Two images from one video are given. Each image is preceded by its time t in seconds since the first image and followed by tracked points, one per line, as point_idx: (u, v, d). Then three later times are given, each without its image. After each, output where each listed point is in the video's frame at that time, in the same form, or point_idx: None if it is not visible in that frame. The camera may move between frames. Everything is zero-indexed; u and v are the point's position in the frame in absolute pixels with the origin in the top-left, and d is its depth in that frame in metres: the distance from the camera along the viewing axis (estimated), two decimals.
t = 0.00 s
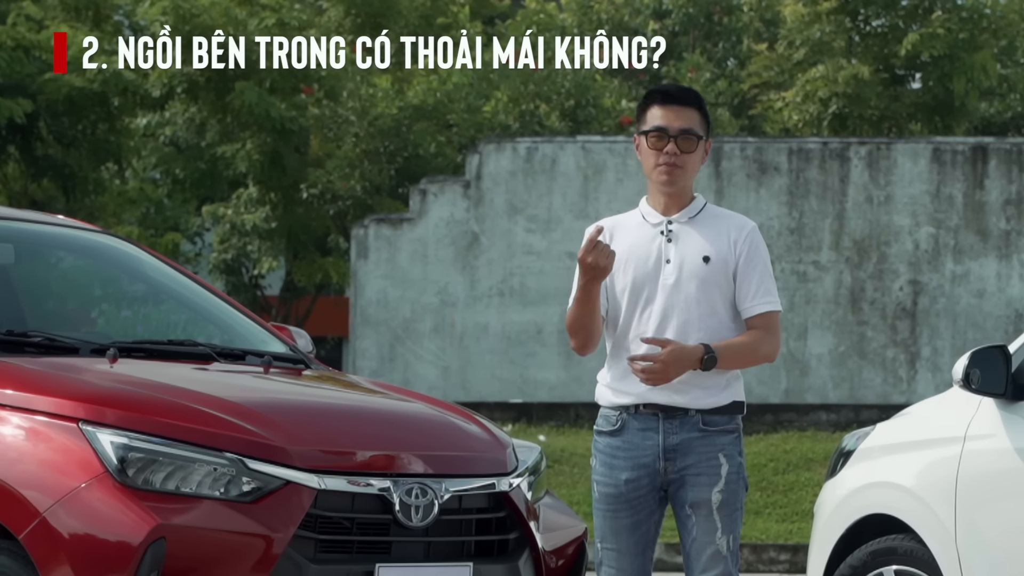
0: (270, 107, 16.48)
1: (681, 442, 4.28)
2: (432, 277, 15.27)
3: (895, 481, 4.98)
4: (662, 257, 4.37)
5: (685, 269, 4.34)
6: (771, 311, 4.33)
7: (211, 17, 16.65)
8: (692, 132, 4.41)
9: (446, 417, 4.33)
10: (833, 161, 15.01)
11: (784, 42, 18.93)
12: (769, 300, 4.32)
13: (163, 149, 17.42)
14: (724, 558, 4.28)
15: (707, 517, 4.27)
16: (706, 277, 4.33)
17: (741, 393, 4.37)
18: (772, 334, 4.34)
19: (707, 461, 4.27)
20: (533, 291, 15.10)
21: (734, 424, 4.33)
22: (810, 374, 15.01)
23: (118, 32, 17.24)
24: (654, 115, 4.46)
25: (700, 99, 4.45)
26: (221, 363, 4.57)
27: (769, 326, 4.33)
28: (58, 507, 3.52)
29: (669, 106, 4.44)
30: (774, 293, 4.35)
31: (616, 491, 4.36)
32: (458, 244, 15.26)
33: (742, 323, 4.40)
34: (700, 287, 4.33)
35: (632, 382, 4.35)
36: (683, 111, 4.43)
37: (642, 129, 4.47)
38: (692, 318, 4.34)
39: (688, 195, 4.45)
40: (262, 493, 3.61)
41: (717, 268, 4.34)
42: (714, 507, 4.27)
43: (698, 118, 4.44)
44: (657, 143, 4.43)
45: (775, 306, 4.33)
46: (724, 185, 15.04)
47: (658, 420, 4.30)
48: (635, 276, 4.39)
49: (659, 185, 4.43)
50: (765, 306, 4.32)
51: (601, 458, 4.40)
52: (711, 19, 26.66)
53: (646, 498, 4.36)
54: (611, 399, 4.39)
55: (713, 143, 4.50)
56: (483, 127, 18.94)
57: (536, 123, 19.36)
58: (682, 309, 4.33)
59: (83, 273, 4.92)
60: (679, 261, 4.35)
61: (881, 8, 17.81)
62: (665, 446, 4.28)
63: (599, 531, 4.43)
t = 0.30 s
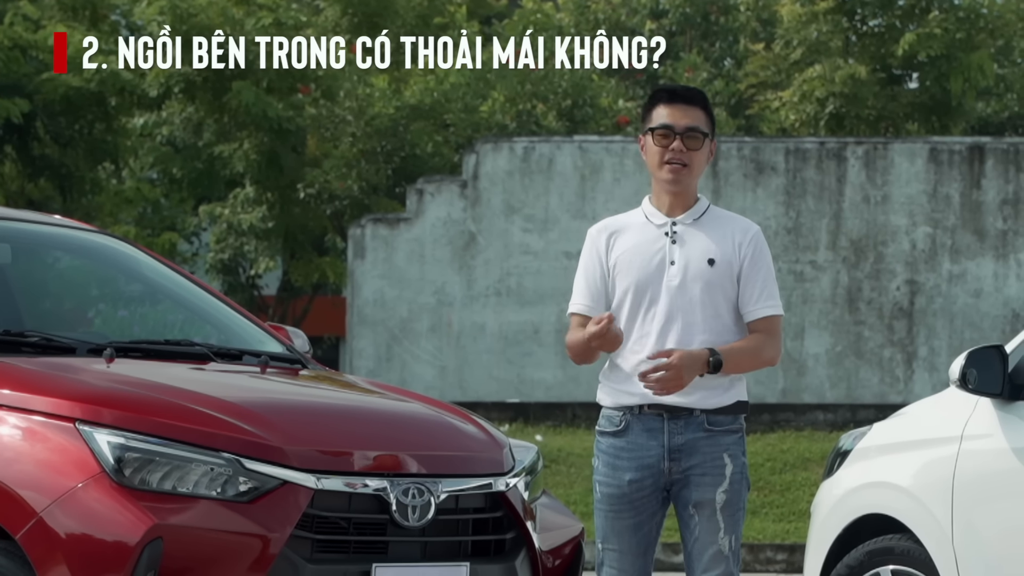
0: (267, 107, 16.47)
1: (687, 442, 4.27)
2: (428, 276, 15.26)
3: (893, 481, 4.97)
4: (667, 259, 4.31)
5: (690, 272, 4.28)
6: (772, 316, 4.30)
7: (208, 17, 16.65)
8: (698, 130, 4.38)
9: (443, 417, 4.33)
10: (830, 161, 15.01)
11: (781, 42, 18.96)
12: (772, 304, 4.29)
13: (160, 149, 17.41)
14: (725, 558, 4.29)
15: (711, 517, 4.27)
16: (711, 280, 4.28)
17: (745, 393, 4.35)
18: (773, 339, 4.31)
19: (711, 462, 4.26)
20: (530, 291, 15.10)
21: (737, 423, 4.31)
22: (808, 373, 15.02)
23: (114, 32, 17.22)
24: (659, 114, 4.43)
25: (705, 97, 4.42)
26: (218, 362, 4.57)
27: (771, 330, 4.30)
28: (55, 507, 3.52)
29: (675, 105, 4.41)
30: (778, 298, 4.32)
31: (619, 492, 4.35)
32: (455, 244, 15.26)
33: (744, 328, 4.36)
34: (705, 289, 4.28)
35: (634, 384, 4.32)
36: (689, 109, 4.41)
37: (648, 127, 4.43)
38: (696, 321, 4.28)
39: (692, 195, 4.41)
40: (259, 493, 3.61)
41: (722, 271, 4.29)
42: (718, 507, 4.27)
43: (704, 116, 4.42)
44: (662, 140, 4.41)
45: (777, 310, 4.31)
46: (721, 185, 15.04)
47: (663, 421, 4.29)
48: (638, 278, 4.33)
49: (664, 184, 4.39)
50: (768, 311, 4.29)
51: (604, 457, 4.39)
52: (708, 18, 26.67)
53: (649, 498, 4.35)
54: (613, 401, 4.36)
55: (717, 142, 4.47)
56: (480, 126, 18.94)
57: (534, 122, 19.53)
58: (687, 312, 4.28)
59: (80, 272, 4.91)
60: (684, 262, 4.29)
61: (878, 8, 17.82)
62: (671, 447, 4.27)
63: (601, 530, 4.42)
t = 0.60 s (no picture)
0: (265, 107, 16.47)
1: (684, 441, 4.27)
2: (426, 276, 15.26)
3: (891, 481, 4.98)
4: (668, 258, 4.33)
5: (690, 271, 4.31)
6: (776, 311, 4.26)
7: (206, 16, 16.65)
8: (696, 127, 4.39)
9: (441, 417, 4.33)
10: (827, 160, 15.03)
11: (779, 41, 18.96)
12: (774, 300, 4.25)
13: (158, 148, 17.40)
14: (723, 559, 4.28)
15: (707, 517, 4.27)
16: (712, 279, 4.29)
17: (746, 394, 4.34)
18: (778, 333, 4.25)
19: (708, 461, 4.26)
20: (527, 291, 15.11)
21: (737, 424, 4.31)
22: (805, 373, 15.03)
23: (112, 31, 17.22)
24: (659, 113, 4.45)
25: (703, 93, 4.42)
26: (215, 362, 4.57)
27: (775, 324, 4.25)
28: (53, 506, 3.52)
29: (671, 103, 4.43)
30: (782, 294, 4.28)
31: (617, 491, 4.36)
32: (452, 244, 15.26)
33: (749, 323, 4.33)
34: (705, 289, 4.29)
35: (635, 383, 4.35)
36: (687, 107, 4.41)
37: (648, 128, 4.46)
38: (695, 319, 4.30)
39: (696, 193, 4.42)
40: (257, 492, 3.61)
41: (723, 270, 4.30)
42: (714, 507, 4.26)
43: (702, 113, 4.42)
44: (661, 140, 4.43)
45: (781, 305, 4.26)
46: (719, 184, 15.05)
47: (661, 420, 4.29)
48: (639, 277, 4.36)
49: (664, 183, 4.41)
50: (771, 304, 4.25)
51: (603, 456, 4.40)
52: (706, 18, 26.71)
53: (647, 498, 4.36)
54: (615, 399, 4.39)
55: (720, 137, 4.47)
56: (477, 126, 18.93)
57: (532, 122, 19.62)
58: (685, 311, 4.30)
59: (77, 272, 4.91)
60: (685, 262, 4.31)
61: (876, 7, 17.82)
62: (667, 446, 4.28)
63: (600, 529, 4.44)
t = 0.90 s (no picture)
0: (263, 107, 16.46)
1: (677, 441, 4.28)
2: (425, 276, 15.26)
3: (889, 481, 4.98)
4: (665, 259, 4.38)
5: (685, 271, 4.34)
6: (766, 312, 4.26)
7: (205, 16, 16.63)
8: (688, 126, 4.43)
9: (440, 417, 4.33)
10: (826, 160, 15.03)
11: (777, 41, 18.97)
12: (764, 301, 4.26)
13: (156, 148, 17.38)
14: (718, 559, 4.28)
15: (700, 517, 4.28)
16: (705, 279, 4.32)
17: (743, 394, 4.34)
18: (767, 336, 4.26)
19: (700, 462, 4.26)
20: (526, 291, 15.11)
21: (734, 425, 4.30)
22: (804, 373, 15.02)
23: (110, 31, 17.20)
24: (655, 113, 4.51)
25: (696, 90, 4.46)
26: (214, 362, 4.56)
27: (763, 326, 4.25)
28: (51, 506, 3.52)
29: (667, 103, 4.48)
30: (774, 295, 4.27)
31: (616, 490, 4.41)
32: (451, 244, 15.26)
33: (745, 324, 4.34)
34: (699, 289, 4.32)
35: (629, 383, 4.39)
36: (681, 106, 4.46)
37: (646, 129, 4.53)
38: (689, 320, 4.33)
39: (695, 193, 4.45)
40: (256, 492, 3.61)
41: (716, 270, 4.31)
42: (707, 508, 4.26)
43: (697, 112, 4.46)
44: (656, 141, 4.48)
45: (773, 306, 4.26)
46: (717, 184, 15.05)
47: (657, 420, 4.32)
48: (638, 280, 4.43)
49: (662, 184, 4.47)
50: (759, 305, 4.25)
51: (605, 455, 4.45)
52: (704, 18, 26.72)
53: (644, 497, 4.40)
54: (614, 399, 4.44)
55: (719, 134, 4.50)
56: (476, 126, 18.92)
57: (530, 122, 19.30)
58: (679, 312, 4.34)
59: (75, 272, 4.91)
60: (680, 263, 4.35)
61: (874, 7, 17.81)
62: (661, 447, 4.30)
63: (601, 527, 4.48)
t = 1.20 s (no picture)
0: (262, 107, 16.46)
1: (682, 441, 4.29)
2: (423, 276, 15.26)
3: (888, 481, 4.98)
4: (668, 260, 4.38)
5: (689, 272, 4.34)
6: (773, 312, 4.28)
7: (203, 16, 16.61)
8: (693, 125, 4.45)
9: (438, 416, 4.33)
10: (824, 160, 15.04)
11: (775, 41, 18.98)
12: (771, 301, 4.27)
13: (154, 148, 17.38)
14: (720, 559, 4.28)
15: (703, 517, 4.28)
16: (710, 280, 4.32)
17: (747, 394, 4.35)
18: (774, 336, 4.28)
19: (705, 463, 4.27)
20: (524, 291, 15.11)
21: (737, 425, 4.31)
22: (802, 373, 15.03)
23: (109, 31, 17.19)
24: (658, 113, 4.52)
25: (701, 90, 4.48)
26: (212, 362, 4.56)
27: (771, 327, 4.28)
28: (49, 506, 3.52)
29: (671, 103, 4.50)
30: (779, 293, 4.29)
31: (618, 490, 4.41)
32: (449, 244, 15.26)
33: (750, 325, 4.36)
34: (704, 289, 4.32)
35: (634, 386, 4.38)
36: (685, 106, 4.48)
37: (648, 128, 4.54)
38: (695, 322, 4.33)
39: (698, 193, 4.46)
40: (254, 492, 3.61)
41: (721, 270, 4.32)
42: (710, 508, 4.27)
43: (701, 112, 4.48)
44: (659, 140, 4.50)
45: (779, 307, 4.29)
46: (715, 184, 15.06)
47: (660, 420, 4.33)
48: (642, 281, 4.43)
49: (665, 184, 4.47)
50: (767, 306, 4.27)
51: (607, 455, 4.45)
52: (703, 18, 26.75)
53: (647, 498, 4.40)
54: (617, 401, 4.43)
55: (721, 136, 4.52)
56: (474, 126, 18.91)
57: (529, 121, 19.47)
58: (684, 314, 4.34)
59: (74, 271, 4.91)
60: (684, 263, 4.35)
61: (873, 7, 17.80)
62: (665, 447, 4.31)
63: (602, 528, 4.48)
